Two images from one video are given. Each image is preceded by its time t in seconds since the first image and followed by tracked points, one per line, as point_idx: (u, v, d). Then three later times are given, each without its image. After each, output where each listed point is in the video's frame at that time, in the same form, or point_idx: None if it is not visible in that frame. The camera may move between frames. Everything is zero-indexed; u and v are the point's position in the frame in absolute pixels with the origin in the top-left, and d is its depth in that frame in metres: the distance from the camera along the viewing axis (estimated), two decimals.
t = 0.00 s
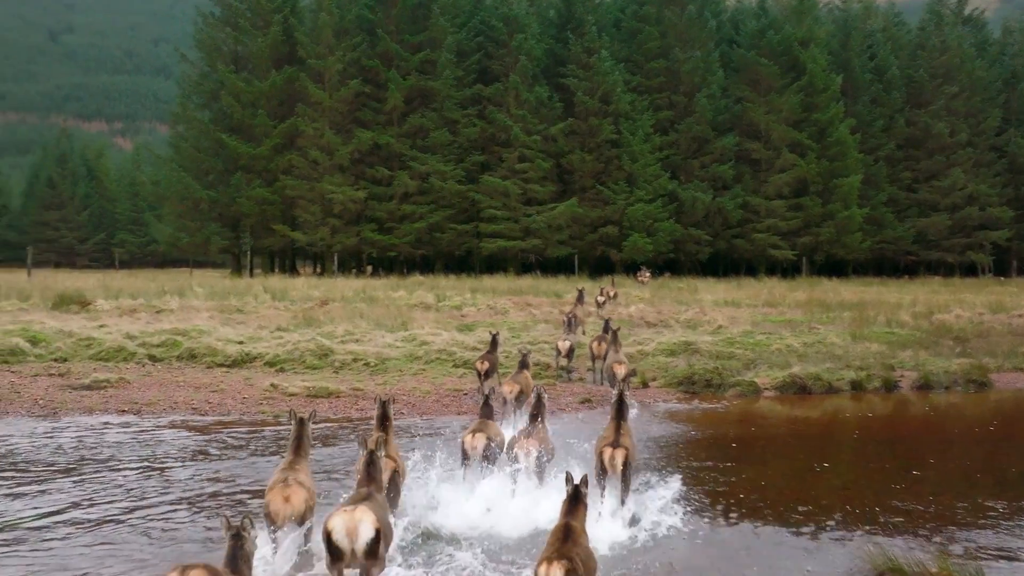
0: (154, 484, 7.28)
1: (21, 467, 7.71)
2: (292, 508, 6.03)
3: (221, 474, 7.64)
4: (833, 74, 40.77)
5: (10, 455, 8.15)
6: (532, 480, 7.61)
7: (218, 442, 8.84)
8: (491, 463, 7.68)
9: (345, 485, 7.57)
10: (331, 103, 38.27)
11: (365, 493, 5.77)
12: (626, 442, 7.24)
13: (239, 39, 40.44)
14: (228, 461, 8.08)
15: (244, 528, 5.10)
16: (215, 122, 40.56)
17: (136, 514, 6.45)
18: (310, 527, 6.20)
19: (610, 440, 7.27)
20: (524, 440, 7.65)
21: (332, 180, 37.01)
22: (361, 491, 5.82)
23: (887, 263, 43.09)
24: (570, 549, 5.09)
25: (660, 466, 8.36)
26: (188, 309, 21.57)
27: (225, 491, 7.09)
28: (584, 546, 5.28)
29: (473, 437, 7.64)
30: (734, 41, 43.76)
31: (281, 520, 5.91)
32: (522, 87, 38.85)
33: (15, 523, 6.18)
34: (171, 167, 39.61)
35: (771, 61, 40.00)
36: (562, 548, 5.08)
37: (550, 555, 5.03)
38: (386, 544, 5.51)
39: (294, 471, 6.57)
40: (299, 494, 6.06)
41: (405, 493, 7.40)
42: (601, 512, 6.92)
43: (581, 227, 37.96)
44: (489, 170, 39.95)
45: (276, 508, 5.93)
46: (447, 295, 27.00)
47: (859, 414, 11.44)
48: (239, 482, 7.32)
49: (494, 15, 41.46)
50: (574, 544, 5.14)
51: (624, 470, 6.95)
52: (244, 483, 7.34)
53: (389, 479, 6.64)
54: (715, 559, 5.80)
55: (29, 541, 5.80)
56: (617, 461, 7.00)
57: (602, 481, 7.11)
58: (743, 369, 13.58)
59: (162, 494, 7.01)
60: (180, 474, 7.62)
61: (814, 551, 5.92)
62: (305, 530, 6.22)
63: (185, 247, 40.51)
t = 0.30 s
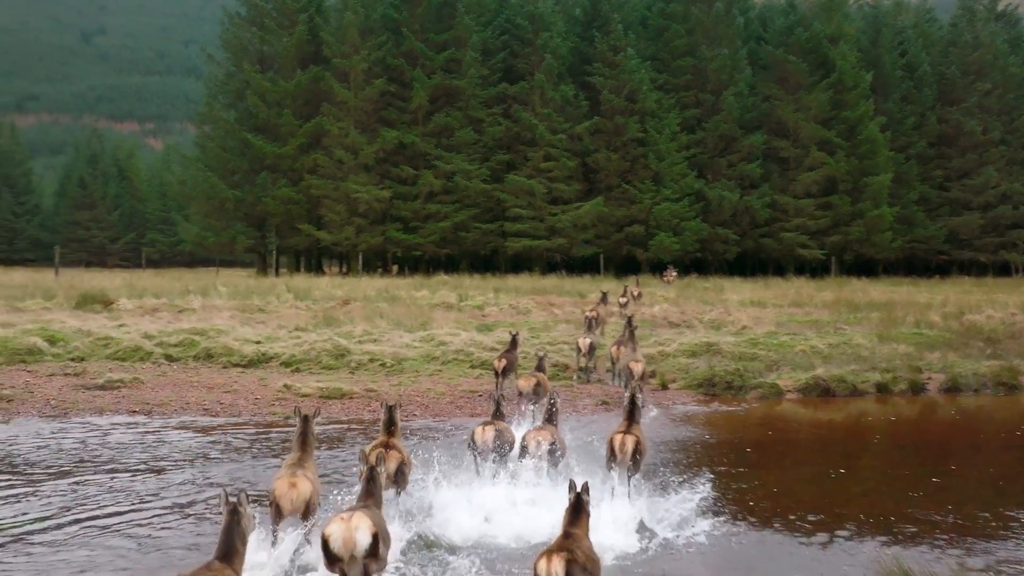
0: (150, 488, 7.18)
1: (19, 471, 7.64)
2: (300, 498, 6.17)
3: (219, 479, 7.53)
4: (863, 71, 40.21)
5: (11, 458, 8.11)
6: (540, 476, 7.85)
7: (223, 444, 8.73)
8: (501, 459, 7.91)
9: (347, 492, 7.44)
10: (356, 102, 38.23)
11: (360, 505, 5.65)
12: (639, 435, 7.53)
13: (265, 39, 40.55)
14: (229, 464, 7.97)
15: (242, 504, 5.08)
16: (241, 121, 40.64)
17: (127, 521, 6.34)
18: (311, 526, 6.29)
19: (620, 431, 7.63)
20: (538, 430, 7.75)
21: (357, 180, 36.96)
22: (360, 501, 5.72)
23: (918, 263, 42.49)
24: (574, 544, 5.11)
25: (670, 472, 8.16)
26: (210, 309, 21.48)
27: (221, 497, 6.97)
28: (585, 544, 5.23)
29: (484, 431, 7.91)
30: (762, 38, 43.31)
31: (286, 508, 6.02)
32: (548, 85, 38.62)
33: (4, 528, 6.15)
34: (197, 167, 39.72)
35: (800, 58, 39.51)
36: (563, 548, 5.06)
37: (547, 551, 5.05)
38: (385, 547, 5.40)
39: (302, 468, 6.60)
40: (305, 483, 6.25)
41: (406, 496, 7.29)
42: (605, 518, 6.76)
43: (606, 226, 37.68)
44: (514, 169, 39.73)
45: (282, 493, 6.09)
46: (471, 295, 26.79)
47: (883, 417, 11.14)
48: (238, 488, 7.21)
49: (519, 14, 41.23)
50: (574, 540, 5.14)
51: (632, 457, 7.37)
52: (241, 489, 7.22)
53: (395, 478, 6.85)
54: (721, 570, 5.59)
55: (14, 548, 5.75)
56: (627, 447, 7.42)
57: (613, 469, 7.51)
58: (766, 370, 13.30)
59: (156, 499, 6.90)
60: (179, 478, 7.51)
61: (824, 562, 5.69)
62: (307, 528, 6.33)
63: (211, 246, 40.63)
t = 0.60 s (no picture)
0: (148, 492, 7.08)
1: (18, 474, 7.59)
2: (301, 483, 6.51)
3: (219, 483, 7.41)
4: (895, 68, 39.61)
5: (13, 459, 8.05)
6: (551, 477, 7.83)
7: (229, 446, 8.62)
8: (516, 462, 7.88)
9: (350, 498, 7.31)
10: (383, 101, 38.18)
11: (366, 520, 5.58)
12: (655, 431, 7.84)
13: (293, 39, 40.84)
14: (232, 468, 7.84)
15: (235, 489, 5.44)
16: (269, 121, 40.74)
17: (117, 526, 6.23)
18: (316, 511, 6.60)
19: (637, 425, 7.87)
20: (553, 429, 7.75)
21: (383, 179, 36.91)
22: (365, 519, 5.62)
23: (952, 262, 41.86)
24: (581, 549, 5.05)
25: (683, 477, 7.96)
26: (234, 309, 21.44)
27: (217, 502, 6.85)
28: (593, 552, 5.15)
29: (496, 435, 7.85)
30: (792, 35, 42.78)
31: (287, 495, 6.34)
32: (575, 84, 38.36)
33: None
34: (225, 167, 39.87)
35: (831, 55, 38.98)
36: (567, 554, 5.00)
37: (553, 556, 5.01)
38: (389, 556, 5.29)
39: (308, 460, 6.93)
40: (308, 466, 6.65)
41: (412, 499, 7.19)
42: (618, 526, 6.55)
43: (634, 225, 37.37)
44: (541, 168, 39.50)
45: (285, 477, 6.50)
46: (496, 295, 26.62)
47: (912, 421, 10.85)
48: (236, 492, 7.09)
49: (546, 12, 41.00)
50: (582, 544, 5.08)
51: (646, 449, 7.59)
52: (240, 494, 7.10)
53: (404, 476, 7.02)
54: None
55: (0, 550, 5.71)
56: (640, 440, 7.62)
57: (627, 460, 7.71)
58: (791, 373, 13.01)
59: (152, 503, 6.80)
60: (178, 482, 7.41)
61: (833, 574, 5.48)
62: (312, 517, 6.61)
63: (240, 246, 40.77)
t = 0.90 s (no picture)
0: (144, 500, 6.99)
1: (20, 481, 7.54)
2: (306, 481, 6.52)
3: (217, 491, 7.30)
4: (928, 65, 38.97)
5: (17, 467, 8.01)
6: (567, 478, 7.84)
7: (235, 449, 8.51)
8: (530, 466, 7.78)
9: (352, 501, 7.16)
10: (409, 101, 38.09)
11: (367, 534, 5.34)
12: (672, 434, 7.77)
13: (320, 39, 40.76)
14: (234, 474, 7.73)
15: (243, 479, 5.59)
16: (297, 121, 40.82)
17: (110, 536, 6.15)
18: (323, 505, 6.63)
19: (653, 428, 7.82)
20: (566, 436, 7.69)
21: (410, 179, 36.82)
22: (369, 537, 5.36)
23: (986, 262, 41.19)
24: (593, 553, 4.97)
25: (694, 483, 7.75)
26: (258, 309, 21.40)
27: (211, 511, 6.74)
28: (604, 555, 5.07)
29: (511, 442, 7.73)
30: (824, 31, 42.21)
31: (296, 486, 6.45)
32: (603, 83, 38.06)
33: None
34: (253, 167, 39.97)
35: (863, 52, 38.41)
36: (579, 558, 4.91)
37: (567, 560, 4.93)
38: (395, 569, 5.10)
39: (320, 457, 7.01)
40: (315, 461, 6.70)
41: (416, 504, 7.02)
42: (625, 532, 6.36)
43: (662, 225, 37.04)
44: (568, 167, 39.24)
45: (290, 472, 6.58)
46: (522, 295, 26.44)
47: (940, 425, 10.54)
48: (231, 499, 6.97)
49: (574, 11, 40.72)
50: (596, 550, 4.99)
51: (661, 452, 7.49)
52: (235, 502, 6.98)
53: (413, 479, 6.94)
54: None
55: None
56: (655, 445, 7.53)
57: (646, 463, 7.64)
58: (817, 375, 12.73)
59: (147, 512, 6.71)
60: (177, 489, 7.31)
61: None
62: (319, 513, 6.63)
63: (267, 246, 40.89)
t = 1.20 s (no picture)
0: (136, 503, 6.86)
1: (15, 483, 7.43)
2: (315, 486, 6.48)
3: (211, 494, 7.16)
4: (960, 61, 38.34)
5: (16, 468, 7.91)
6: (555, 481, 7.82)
7: (235, 453, 8.37)
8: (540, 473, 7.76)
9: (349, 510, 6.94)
10: (434, 100, 37.96)
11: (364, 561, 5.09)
12: (687, 440, 7.66)
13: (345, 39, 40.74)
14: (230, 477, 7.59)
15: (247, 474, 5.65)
16: (322, 121, 40.84)
17: (95, 540, 6.01)
18: (329, 504, 6.64)
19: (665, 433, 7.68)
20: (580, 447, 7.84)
21: (435, 178, 36.70)
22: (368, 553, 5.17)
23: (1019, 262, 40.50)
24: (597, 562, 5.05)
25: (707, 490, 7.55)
26: (279, 309, 21.34)
27: (202, 515, 6.58)
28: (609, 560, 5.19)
29: (524, 453, 7.69)
30: (854, 28, 41.63)
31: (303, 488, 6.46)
32: (629, 81, 37.75)
33: None
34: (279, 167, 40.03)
35: (893, 49, 37.85)
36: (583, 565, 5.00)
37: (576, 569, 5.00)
38: None
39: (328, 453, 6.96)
40: (324, 464, 6.62)
41: (418, 507, 6.90)
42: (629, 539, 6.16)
43: (689, 224, 36.71)
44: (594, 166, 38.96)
45: (300, 476, 6.53)
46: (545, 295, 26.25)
47: (969, 430, 10.23)
48: (222, 503, 6.81)
49: (600, 9, 40.42)
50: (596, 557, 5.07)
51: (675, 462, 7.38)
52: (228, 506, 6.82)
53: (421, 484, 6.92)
54: None
55: None
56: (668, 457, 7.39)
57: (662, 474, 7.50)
58: (841, 377, 12.45)
59: (138, 514, 6.57)
60: (172, 492, 7.17)
61: None
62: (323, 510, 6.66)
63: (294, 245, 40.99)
